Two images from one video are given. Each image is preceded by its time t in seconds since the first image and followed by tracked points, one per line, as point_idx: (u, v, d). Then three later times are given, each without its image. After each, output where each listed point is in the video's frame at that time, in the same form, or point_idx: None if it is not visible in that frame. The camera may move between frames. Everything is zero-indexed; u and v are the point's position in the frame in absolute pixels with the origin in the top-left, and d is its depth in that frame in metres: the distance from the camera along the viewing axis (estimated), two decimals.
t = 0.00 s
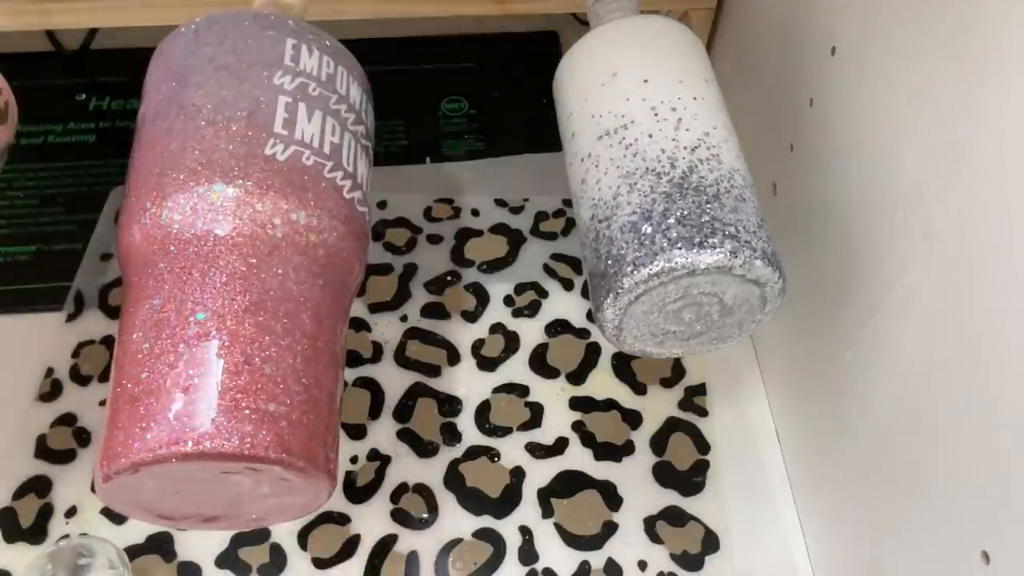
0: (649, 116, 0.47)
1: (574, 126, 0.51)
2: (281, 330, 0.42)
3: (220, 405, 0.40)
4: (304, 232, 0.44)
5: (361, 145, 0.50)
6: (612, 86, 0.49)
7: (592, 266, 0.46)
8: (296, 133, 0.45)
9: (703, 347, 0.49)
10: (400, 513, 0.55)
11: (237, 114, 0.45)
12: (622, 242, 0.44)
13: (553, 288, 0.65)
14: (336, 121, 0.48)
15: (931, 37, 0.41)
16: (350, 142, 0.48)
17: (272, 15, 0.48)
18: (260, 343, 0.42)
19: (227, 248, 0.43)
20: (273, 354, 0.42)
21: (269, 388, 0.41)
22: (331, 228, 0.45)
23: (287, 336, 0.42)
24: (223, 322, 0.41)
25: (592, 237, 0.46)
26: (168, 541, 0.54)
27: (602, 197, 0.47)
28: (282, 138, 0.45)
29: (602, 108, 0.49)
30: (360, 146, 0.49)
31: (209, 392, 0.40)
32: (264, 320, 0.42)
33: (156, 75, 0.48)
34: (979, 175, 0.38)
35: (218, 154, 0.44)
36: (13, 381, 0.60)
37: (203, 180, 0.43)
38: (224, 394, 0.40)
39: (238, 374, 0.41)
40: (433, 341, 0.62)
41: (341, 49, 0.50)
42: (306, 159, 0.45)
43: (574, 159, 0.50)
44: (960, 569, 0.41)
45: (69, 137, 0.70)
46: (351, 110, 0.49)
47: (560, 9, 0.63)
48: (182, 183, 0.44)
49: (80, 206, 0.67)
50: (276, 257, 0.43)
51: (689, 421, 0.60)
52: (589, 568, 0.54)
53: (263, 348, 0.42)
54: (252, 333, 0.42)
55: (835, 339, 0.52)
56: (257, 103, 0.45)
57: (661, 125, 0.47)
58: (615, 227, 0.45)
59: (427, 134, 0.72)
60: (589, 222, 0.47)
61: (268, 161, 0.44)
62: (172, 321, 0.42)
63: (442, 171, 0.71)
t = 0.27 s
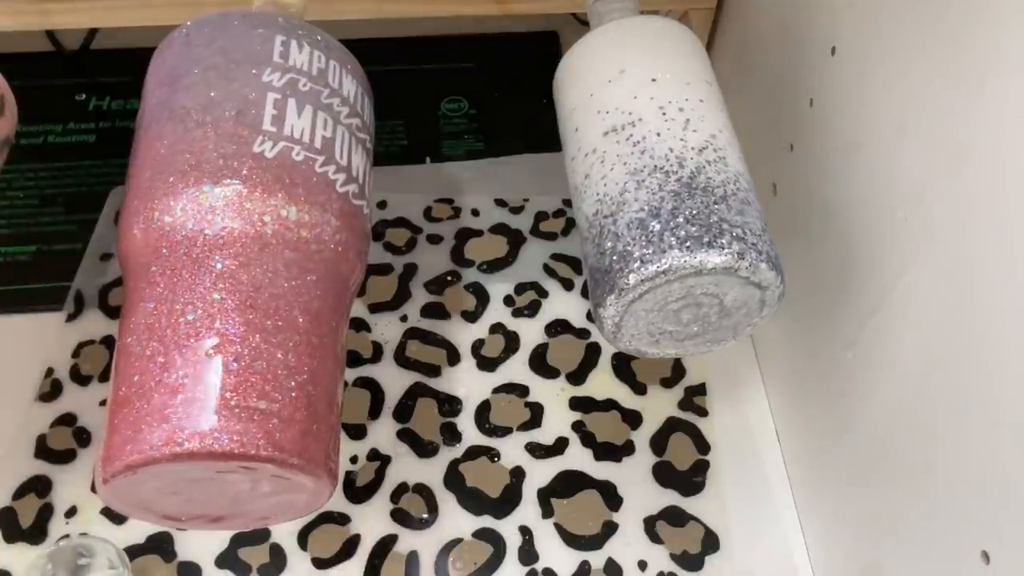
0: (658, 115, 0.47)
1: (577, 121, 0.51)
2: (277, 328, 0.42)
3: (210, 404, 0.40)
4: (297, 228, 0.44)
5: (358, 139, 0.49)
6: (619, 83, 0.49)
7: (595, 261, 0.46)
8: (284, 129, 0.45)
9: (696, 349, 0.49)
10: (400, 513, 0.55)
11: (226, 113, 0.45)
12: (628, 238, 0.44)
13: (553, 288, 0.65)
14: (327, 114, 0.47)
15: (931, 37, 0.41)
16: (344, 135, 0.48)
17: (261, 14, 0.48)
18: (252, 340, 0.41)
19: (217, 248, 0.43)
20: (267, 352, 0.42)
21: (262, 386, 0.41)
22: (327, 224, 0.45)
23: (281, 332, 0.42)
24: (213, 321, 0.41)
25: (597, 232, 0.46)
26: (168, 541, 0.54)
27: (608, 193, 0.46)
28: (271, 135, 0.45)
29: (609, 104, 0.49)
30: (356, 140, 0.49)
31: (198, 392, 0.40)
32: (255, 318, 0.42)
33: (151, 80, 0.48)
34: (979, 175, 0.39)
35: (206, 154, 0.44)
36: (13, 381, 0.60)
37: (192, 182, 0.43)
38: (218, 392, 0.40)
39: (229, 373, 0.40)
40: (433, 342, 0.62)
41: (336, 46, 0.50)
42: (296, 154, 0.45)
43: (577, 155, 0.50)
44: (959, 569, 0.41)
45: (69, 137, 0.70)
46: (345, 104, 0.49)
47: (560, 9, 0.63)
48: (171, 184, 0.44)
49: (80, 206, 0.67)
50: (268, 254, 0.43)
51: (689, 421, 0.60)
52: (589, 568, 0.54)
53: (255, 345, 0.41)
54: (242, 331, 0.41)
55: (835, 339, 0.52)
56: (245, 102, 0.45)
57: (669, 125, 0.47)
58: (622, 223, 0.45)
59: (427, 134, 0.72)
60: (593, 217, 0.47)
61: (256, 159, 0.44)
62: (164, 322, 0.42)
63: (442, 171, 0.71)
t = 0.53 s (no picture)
0: (667, 115, 0.47)
1: (582, 116, 0.50)
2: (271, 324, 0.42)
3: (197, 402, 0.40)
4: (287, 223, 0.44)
5: (354, 132, 0.49)
6: (627, 81, 0.49)
7: (598, 256, 0.45)
8: (273, 125, 0.45)
9: (688, 351, 0.49)
10: (399, 513, 0.55)
11: (214, 113, 0.45)
12: (636, 234, 0.44)
13: (553, 288, 0.65)
14: (319, 109, 0.47)
15: (930, 37, 0.41)
16: (337, 129, 0.47)
17: (249, 11, 0.48)
18: (241, 336, 0.41)
19: (204, 246, 0.43)
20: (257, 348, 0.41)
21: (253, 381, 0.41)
22: (320, 219, 0.45)
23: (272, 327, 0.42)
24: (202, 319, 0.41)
25: (601, 226, 0.46)
26: (168, 541, 0.54)
27: (616, 188, 0.46)
28: (258, 132, 0.45)
29: (617, 100, 0.49)
30: (352, 134, 0.48)
31: (186, 390, 0.40)
32: (244, 314, 0.42)
33: (147, 84, 0.48)
34: (978, 175, 0.39)
35: (195, 155, 0.44)
36: (13, 381, 0.60)
37: (186, 183, 0.44)
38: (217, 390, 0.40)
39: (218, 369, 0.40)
40: (433, 342, 0.62)
41: (328, 40, 0.49)
42: (284, 151, 0.45)
43: (581, 150, 0.49)
44: (959, 569, 0.41)
45: (69, 137, 0.70)
46: (338, 98, 0.48)
47: (560, 9, 0.63)
48: (161, 187, 0.44)
49: (80, 206, 0.67)
50: (257, 250, 0.43)
51: (689, 421, 0.60)
52: (589, 568, 0.54)
53: (244, 341, 0.41)
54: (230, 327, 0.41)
55: (835, 339, 0.52)
56: (233, 102, 0.45)
57: (678, 125, 0.47)
58: (629, 218, 0.45)
59: (427, 134, 0.72)
60: (597, 212, 0.46)
61: (244, 158, 0.44)
62: (156, 323, 0.42)
63: (442, 171, 0.71)
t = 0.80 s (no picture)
0: (675, 115, 0.48)
1: (586, 111, 0.50)
2: (264, 321, 0.42)
3: (189, 403, 0.40)
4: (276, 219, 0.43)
5: (348, 125, 0.48)
6: (634, 79, 0.49)
7: (603, 251, 0.45)
8: (261, 123, 0.45)
9: (682, 351, 0.49)
10: (399, 513, 0.55)
11: (203, 114, 0.45)
12: (644, 230, 0.44)
13: (553, 288, 0.65)
14: (309, 103, 0.46)
15: (930, 37, 0.41)
16: (328, 122, 0.47)
17: (237, 11, 0.48)
18: (230, 335, 0.41)
19: (192, 247, 0.43)
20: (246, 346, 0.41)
21: (244, 379, 0.41)
22: (312, 214, 0.44)
23: (263, 324, 0.42)
24: (190, 320, 0.41)
25: (606, 221, 0.46)
26: (168, 541, 0.54)
27: (622, 184, 0.46)
28: (246, 130, 0.45)
29: (624, 97, 0.48)
30: (345, 127, 0.48)
31: (176, 391, 0.40)
32: (232, 313, 0.42)
33: (146, 86, 0.48)
34: (979, 175, 0.39)
35: (183, 156, 0.44)
36: (13, 381, 0.60)
37: (185, 183, 0.44)
38: (219, 387, 0.40)
39: (206, 369, 0.40)
40: (433, 342, 0.62)
41: (320, 36, 0.49)
42: (273, 147, 0.45)
43: (585, 144, 0.49)
44: (959, 569, 0.41)
45: (69, 137, 0.70)
46: (330, 91, 0.48)
47: (560, 9, 0.63)
48: (152, 189, 0.44)
49: (80, 206, 0.67)
50: (245, 248, 0.43)
51: (689, 421, 0.60)
52: (589, 568, 0.54)
53: (245, 341, 0.41)
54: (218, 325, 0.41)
55: (835, 338, 0.52)
56: (221, 101, 0.45)
57: (686, 125, 0.47)
58: (637, 215, 0.44)
59: (427, 134, 0.72)
60: (603, 207, 0.46)
61: (231, 157, 0.44)
62: (149, 325, 0.42)
63: (442, 171, 0.71)
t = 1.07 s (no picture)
0: (683, 115, 0.48)
1: (592, 106, 0.50)
2: (258, 320, 0.42)
3: (182, 404, 0.40)
4: (266, 217, 0.43)
5: (341, 119, 0.48)
6: (642, 78, 0.49)
7: (608, 246, 0.45)
8: (248, 121, 0.45)
9: (674, 352, 0.49)
10: (400, 513, 0.55)
11: (193, 115, 0.45)
12: (652, 227, 0.44)
13: (553, 288, 0.65)
14: (298, 99, 0.46)
15: (930, 37, 0.41)
16: (320, 117, 0.46)
17: (228, 12, 0.48)
18: (220, 335, 0.41)
19: (183, 247, 0.43)
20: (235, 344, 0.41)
21: (236, 377, 0.41)
22: (303, 211, 0.44)
23: (254, 322, 0.42)
24: (179, 322, 0.42)
25: (613, 216, 0.45)
26: (168, 541, 0.54)
27: (630, 180, 0.46)
28: (234, 129, 0.44)
29: (632, 95, 0.48)
30: (338, 121, 0.47)
31: (168, 392, 0.40)
32: (222, 312, 0.42)
33: (146, 89, 0.49)
34: (978, 175, 0.39)
35: (172, 158, 0.44)
36: (13, 381, 0.60)
37: (183, 183, 0.44)
38: (222, 387, 0.40)
39: (195, 369, 0.41)
40: (433, 342, 0.62)
41: (311, 31, 0.49)
42: (261, 144, 0.44)
43: (590, 140, 0.49)
44: (960, 569, 0.41)
45: (69, 137, 0.70)
46: (321, 85, 0.47)
47: (560, 9, 0.63)
48: (144, 193, 0.44)
49: (80, 206, 0.67)
50: (233, 247, 0.43)
51: (689, 421, 0.60)
52: (589, 568, 0.54)
53: (246, 340, 0.41)
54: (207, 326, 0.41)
55: (835, 338, 0.52)
56: (210, 102, 0.45)
57: (693, 126, 0.48)
58: (644, 212, 0.44)
59: (427, 134, 0.72)
60: (609, 202, 0.46)
61: (219, 157, 0.44)
62: (143, 327, 0.42)
63: (442, 171, 0.71)
